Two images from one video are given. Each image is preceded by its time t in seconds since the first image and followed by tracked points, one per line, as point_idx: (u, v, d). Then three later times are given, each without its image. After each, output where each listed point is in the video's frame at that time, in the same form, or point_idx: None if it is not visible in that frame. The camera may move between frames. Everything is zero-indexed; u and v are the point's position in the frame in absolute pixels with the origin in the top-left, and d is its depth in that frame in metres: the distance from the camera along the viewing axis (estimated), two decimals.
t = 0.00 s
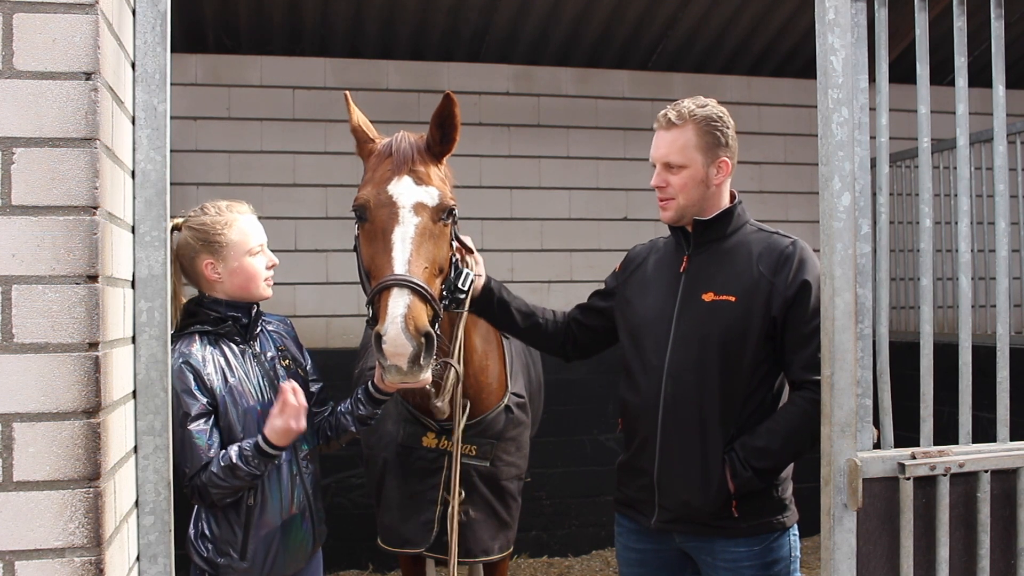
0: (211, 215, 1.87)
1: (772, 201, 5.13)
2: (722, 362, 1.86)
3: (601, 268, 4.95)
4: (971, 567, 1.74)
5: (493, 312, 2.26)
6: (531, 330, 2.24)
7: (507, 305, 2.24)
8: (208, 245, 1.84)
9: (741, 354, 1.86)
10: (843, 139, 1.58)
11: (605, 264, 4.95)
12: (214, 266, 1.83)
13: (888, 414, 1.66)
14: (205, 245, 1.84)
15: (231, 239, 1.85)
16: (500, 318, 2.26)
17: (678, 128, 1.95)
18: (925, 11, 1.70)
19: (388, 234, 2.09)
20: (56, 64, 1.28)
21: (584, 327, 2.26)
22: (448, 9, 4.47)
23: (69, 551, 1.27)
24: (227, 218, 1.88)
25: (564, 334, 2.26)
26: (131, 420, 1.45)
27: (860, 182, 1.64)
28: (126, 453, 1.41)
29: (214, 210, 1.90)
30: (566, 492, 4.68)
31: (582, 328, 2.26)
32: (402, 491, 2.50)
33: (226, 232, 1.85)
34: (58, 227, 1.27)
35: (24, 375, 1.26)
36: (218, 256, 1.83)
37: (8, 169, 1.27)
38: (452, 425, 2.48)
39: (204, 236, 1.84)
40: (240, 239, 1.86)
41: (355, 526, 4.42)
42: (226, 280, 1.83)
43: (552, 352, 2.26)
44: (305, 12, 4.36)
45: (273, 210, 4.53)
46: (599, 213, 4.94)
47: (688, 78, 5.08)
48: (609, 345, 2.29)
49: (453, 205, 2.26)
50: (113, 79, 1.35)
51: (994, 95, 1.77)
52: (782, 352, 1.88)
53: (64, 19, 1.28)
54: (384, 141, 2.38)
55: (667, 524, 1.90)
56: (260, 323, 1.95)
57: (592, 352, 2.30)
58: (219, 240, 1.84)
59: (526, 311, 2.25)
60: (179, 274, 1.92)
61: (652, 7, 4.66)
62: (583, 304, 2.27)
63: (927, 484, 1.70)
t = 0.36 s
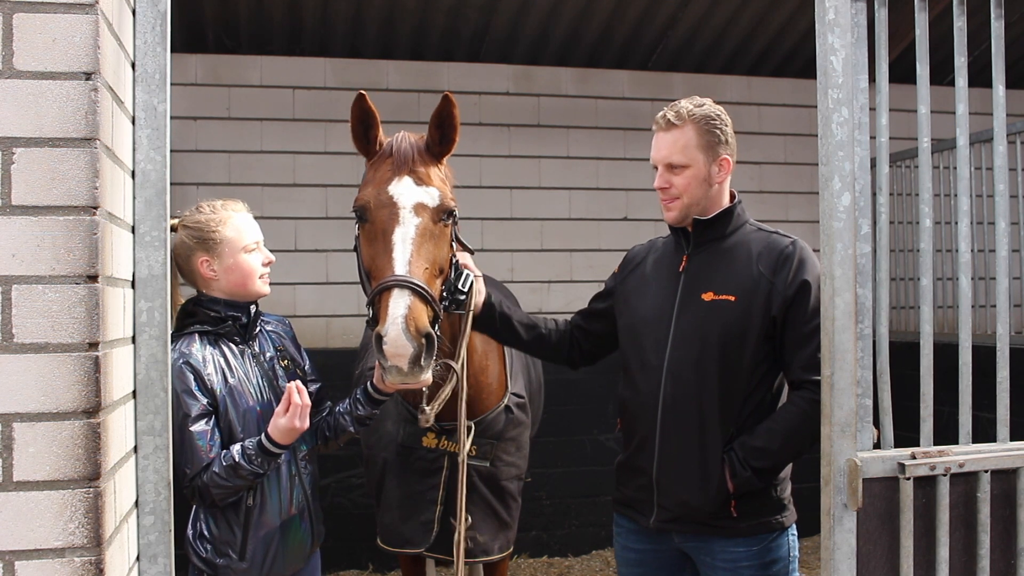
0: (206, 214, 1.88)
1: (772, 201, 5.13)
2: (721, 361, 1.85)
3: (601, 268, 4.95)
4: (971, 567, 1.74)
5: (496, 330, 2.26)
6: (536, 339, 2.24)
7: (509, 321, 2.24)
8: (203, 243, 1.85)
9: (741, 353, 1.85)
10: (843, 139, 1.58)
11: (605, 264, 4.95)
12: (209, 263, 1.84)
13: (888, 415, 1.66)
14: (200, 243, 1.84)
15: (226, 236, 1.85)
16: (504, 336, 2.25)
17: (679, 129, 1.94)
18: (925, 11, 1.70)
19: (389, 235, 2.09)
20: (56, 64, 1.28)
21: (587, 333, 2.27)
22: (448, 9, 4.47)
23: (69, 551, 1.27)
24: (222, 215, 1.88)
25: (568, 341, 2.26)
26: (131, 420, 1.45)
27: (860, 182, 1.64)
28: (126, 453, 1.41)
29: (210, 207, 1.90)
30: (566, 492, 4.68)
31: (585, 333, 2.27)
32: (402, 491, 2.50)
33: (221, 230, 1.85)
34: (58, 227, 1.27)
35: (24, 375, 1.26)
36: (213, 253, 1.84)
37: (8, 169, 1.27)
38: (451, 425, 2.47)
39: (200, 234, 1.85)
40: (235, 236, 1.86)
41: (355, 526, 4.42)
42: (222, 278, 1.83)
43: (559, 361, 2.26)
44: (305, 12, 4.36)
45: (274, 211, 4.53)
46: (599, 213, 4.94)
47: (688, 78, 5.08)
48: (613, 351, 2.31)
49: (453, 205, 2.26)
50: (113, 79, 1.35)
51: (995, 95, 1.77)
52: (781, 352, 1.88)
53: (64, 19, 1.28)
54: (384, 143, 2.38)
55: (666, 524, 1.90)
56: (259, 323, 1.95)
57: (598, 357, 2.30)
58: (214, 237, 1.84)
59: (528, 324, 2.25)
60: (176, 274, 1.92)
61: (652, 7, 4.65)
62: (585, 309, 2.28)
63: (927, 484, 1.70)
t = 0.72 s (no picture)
0: (207, 213, 1.88)
1: (772, 201, 5.13)
2: (719, 360, 1.85)
3: (601, 268, 4.95)
4: (972, 567, 1.74)
5: (499, 332, 2.26)
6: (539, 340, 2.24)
7: (511, 322, 2.24)
8: (203, 243, 1.85)
9: (739, 352, 1.85)
10: (843, 139, 1.58)
11: (605, 264, 4.95)
12: (210, 263, 1.84)
13: (888, 414, 1.66)
14: (201, 243, 1.84)
15: (227, 235, 1.85)
16: (506, 335, 2.25)
17: (674, 129, 1.94)
18: (925, 11, 1.70)
19: (388, 235, 2.09)
20: (56, 64, 1.28)
21: (587, 332, 2.27)
22: (448, 9, 4.47)
23: (69, 551, 1.27)
24: (223, 215, 1.88)
25: (568, 342, 2.26)
26: (131, 420, 1.45)
27: (860, 182, 1.64)
28: (126, 453, 1.41)
29: (212, 207, 1.90)
30: (566, 492, 4.68)
31: (585, 333, 2.27)
32: (403, 491, 2.50)
33: (223, 230, 1.85)
34: (58, 227, 1.27)
35: (24, 375, 1.26)
36: (213, 253, 1.84)
37: (8, 169, 1.27)
38: (451, 425, 2.47)
39: (201, 234, 1.85)
40: (235, 236, 1.86)
41: (355, 526, 4.42)
42: (222, 277, 1.84)
43: (560, 360, 2.26)
44: (305, 12, 4.35)
45: (274, 211, 4.53)
46: (599, 213, 4.94)
47: (689, 78, 5.08)
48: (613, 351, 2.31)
49: (453, 205, 2.26)
50: (113, 79, 1.35)
51: (995, 95, 1.77)
52: (780, 350, 1.88)
53: (64, 19, 1.28)
54: (385, 143, 2.38)
55: (665, 523, 1.90)
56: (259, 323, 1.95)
57: (599, 356, 2.30)
58: (214, 237, 1.84)
59: (530, 323, 2.25)
60: (177, 275, 1.92)
61: (652, 7, 4.65)
62: (585, 310, 2.27)
63: (927, 484, 1.70)
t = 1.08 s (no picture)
0: (204, 213, 1.89)
1: (772, 200, 5.13)
2: (719, 360, 1.85)
3: (601, 268, 4.95)
4: (972, 567, 1.74)
5: (498, 328, 2.28)
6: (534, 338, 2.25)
7: (510, 319, 2.27)
8: (200, 243, 1.85)
9: (738, 352, 1.85)
10: (843, 139, 1.58)
11: (605, 264, 4.95)
12: (206, 263, 1.84)
13: (888, 414, 1.66)
14: (198, 243, 1.85)
15: (223, 236, 1.86)
16: (506, 332, 2.27)
17: (669, 130, 1.94)
18: (925, 11, 1.70)
19: (389, 235, 2.09)
20: (56, 64, 1.28)
21: (585, 332, 2.26)
22: (448, 9, 4.47)
23: (69, 551, 1.27)
24: (220, 215, 1.88)
25: (568, 341, 2.26)
26: (131, 420, 1.45)
27: (860, 182, 1.64)
28: (126, 453, 1.41)
29: (208, 207, 1.91)
30: (566, 492, 4.68)
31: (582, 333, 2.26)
32: (403, 491, 2.50)
33: (218, 230, 1.85)
34: (58, 227, 1.27)
35: (24, 375, 1.26)
36: (210, 253, 1.84)
37: (8, 169, 1.27)
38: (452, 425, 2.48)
39: (198, 234, 1.85)
40: (232, 236, 1.86)
41: (355, 527, 4.42)
42: (219, 277, 1.84)
43: (557, 358, 2.26)
44: (305, 12, 4.35)
45: (273, 211, 4.53)
46: (599, 213, 4.94)
47: (689, 78, 5.07)
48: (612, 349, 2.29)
49: (454, 206, 2.26)
50: (112, 79, 1.35)
51: (995, 94, 1.77)
52: (779, 350, 1.88)
53: (64, 19, 1.28)
54: (387, 143, 2.38)
55: (665, 523, 1.90)
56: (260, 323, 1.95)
57: (596, 356, 2.29)
58: (211, 238, 1.85)
59: (528, 320, 2.26)
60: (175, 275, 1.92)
61: (651, 7, 4.65)
62: (584, 309, 2.28)
63: (927, 484, 1.70)
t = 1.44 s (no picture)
0: (201, 213, 1.91)
1: (772, 200, 5.13)
2: (719, 362, 1.85)
3: (601, 268, 4.95)
4: (971, 567, 1.74)
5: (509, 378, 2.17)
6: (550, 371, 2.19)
7: (518, 363, 2.17)
8: (197, 241, 1.87)
9: (738, 354, 1.85)
10: (843, 139, 1.58)
11: (605, 264, 4.95)
12: (205, 260, 1.85)
13: (888, 415, 1.66)
14: (196, 241, 1.86)
15: (218, 231, 1.86)
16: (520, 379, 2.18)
17: (680, 130, 1.94)
18: (925, 11, 1.70)
19: (390, 236, 2.09)
20: (56, 64, 1.28)
21: (598, 347, 2.25)
22: (448, 9, 4.47)
23: (68, 551, 1.27)
24: (215, 213, 1.90)
25: (581, 363, 2.23)
26: (131, 420, 1.45)
27: (860, 183, 1.64)
28: (125, 453, 1.41)
29: (204, 208, 1.93)
30: (566, 492, 4.68)
31: (590, 354, 2.25)
32: (403, 491, 2.50)
33: (214, 225, 1.87)
34: (58, 227, 1.27)
35: (24, 375, 1.26)
36: (208, 250, 1.85)
37: (8, 168, 1.27)
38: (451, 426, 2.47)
39: (195, 232, 1.87)
40: (228, 231, 1.87)
41: (356, 527, 4.42)
42: (217, 273, 1.84)
43: (578, 382, 2.23)
44: (304, 12, 4.35)
45: (273, 211, 4.53)
46: (599, 213, 4.93)
47: (688, 78, 5.07)
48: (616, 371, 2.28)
49: (454, 206, 2.26)
50: (113, 79, 1.35)
51: (995, 95, 1.77)
52: (780, 354, 1.88)
53: (64, 19, 1.28)
54: (388, 142, 2.38)
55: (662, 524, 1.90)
56: (265, 322, 1.95)
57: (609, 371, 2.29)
58: (207, 234, 1.86)
59: (537, 358, 2.20)
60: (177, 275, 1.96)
61: (652, 7, 4.65)
62: (591, 327, 2.25)
63: (927, 484, 1.70)
